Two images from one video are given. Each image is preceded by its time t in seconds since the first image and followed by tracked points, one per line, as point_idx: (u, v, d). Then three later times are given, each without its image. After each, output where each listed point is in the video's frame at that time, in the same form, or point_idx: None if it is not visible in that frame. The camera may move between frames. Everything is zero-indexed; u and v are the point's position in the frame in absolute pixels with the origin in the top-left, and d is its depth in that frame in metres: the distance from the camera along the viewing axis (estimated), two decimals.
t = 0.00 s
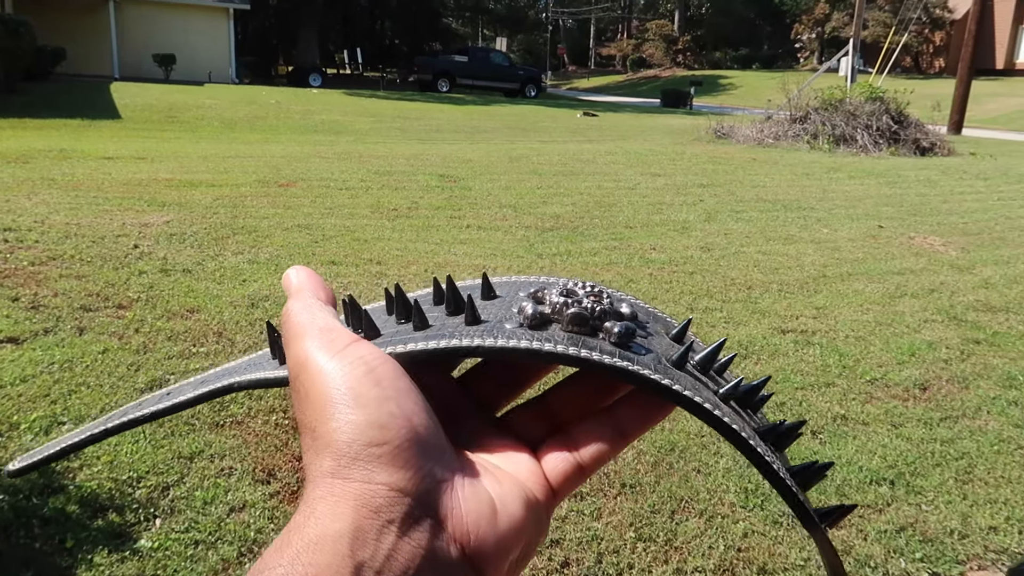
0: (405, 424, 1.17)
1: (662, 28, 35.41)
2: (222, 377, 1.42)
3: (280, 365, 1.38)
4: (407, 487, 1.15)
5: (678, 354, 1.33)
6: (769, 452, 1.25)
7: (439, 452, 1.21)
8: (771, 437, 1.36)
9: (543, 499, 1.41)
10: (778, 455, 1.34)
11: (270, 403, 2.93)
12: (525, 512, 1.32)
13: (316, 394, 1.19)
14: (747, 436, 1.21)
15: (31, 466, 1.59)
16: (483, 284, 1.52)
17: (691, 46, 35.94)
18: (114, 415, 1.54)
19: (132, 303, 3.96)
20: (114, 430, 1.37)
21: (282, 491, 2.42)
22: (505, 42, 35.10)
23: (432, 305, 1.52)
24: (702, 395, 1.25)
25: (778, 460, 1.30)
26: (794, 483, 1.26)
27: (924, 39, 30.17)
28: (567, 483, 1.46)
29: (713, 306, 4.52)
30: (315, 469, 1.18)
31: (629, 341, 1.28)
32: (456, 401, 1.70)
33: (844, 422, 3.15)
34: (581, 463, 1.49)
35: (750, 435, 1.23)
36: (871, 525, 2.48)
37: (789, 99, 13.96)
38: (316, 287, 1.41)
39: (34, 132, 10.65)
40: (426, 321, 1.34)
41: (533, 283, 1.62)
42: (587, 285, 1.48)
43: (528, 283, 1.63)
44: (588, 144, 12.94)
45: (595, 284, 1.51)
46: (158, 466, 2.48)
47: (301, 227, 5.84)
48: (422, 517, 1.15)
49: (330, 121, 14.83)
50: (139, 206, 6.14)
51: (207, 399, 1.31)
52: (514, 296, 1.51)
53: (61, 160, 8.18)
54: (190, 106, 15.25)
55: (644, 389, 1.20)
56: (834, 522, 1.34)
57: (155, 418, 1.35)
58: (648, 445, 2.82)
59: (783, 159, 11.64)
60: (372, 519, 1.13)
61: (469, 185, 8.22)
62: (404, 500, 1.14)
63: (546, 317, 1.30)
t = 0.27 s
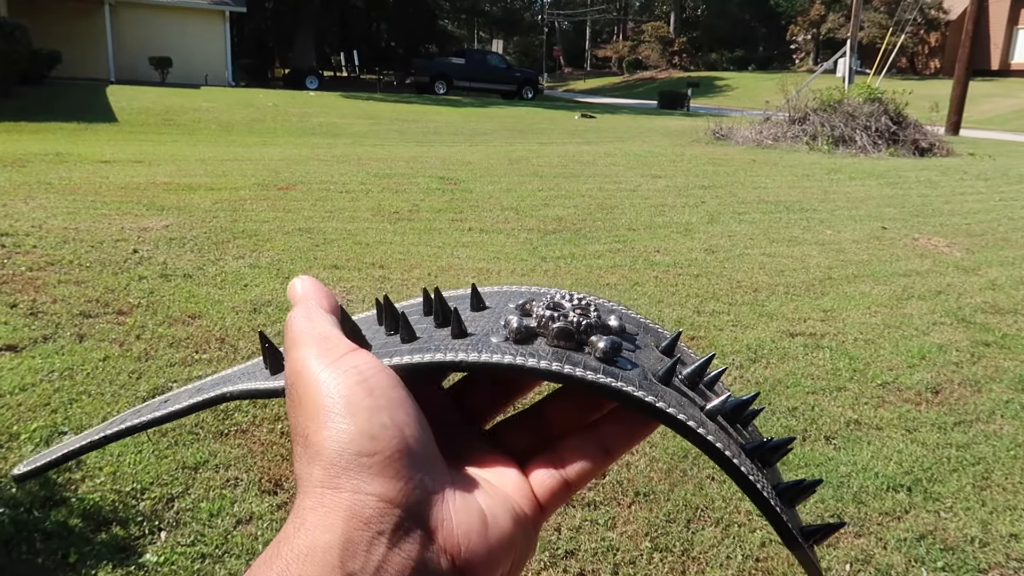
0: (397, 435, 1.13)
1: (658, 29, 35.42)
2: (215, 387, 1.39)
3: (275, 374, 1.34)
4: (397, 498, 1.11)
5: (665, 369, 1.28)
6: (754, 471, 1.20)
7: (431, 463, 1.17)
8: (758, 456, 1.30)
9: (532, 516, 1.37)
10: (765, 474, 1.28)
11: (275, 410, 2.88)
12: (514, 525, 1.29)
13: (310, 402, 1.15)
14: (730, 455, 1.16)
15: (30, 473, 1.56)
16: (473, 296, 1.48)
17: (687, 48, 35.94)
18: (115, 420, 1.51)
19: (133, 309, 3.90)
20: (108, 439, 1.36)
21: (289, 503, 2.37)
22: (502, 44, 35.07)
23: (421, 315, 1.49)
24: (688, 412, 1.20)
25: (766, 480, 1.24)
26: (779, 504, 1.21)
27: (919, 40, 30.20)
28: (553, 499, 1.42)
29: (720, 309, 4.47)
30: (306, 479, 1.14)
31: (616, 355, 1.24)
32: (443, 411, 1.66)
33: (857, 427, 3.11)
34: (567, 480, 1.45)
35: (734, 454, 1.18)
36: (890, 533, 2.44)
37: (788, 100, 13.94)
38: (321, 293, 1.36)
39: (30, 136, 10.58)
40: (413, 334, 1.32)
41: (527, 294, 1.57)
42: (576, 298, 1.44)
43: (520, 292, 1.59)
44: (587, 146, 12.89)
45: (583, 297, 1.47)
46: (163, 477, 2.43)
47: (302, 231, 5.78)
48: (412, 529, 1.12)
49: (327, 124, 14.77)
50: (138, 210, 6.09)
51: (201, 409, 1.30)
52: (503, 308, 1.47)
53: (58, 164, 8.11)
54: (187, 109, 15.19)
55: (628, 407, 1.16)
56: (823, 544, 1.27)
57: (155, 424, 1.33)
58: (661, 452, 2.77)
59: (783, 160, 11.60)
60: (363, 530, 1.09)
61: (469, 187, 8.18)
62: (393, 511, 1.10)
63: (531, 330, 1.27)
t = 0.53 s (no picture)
0: (395, 440, 1.11)
1: (653, 26, 35.36)
2: (186, 397, 1.33)
3: (247, 382, 1.30)
4: (388, 503, 1.09)
5: (638, 367, 1.24)
6: (723, 467, 1.18)
7: (423, 469, 1.15)
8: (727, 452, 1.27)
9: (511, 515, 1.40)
10: (733, 470, 1.26)
11: (279, 413, 2.84)
12: (501, 528, 1.28)
13: (314, 399, 1.12)
14: (701, 453, 1.14)
15: None
16: (444, 296, 1.39)
17: (682, 45, 35.92)
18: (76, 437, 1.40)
19: (131, 311, 3.85)
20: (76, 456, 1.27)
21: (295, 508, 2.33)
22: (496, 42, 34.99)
23: (391, 319, 1.41)
24: (661, 411, 1.17)
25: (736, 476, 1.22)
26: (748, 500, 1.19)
27: (914, 37, 30.21)
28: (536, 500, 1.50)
29: (724, 307, 4.44)
30: (299, 479, 1.12)
31: (589, 355, 1.20)
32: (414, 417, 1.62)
33: (867, 426, 3.08)
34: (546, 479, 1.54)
35: (706, 451, 1.16)
36: (903, 534, 2.41)
37: (784, 96, 13.92)
38: (381, 282, 1.34)
39: (24, 136, 10.49)
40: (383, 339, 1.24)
41: (499, 291, 1.49)
42: (547, 297, 1.38)
43: (493, 290, 1.51)
44: (583, 143, 12.85)
45: (554, 295, 1.40)
46: (165, 482, 2.38)
47: (300, 230, 5.74)
48: (401, 533, 1.10)
49: (323, 122, 14.71)
50: (134, 210, 6.03)
51: (178, 418, 1.23)
52: (476, 308, 1.39)
53: (52, 164, 8.05)
54: (181, 108, 15.11)
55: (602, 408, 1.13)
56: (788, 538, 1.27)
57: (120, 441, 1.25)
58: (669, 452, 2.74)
59: (781, 157, 11.57)
60: (352, 534, 1.07)
61: (467, 185, 8.13)
62: (383, 514, 1.09)
63: (504, 331, 1.21)
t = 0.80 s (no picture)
0: (395, 438, 1.09)
1: (649, 18, 35.23)
2: (180, 396, 1.32)
3: (239, 377, 1.29)
4: (385, 499, 1.07)
5: (631, 357, 1.23)
6: (717, 455, 1.17)
7: (421, 465, 1.13)
8: (722, 441, 1.26)
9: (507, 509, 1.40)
10: (729, 459, 1.25)
11: (279, 406, 2.82)
12: (498, 522, 1.27)
13: (316, 397, 1.10)
14: (695, 439, 1.13)
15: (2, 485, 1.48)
16: (438, 291, 1.38)
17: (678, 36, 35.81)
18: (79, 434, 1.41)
19: (129, 302, 3.82)
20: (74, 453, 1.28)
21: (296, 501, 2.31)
22: (492, 33, 34.82)
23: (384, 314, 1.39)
24: (655, 399, 1.16)
25: (730, 465, 1.21)
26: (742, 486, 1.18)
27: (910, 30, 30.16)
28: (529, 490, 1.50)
29: (724, 301, 4.43)
30: (297, 475, 1.10)
31: (583, 344, 1.19)
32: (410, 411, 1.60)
33: (869, 420, 3.07)
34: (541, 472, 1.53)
35: (699, 439, 1.15)
36: (906, 528, 2.41)
37: (781, 89, 13.89)
38: (395, 272, 1.29)
39: (17, 125, 10.41)
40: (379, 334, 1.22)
41: (491, 285, 1.47)
42: (541, 289, 1.37)
43: (485, 283, 1.49)
44: (580, 135, 12.81)
45: (547, 287, 1.39)
46: (165, 475, 2.36)
47: (298, 221, 5.70)
48: (397, 528, 1.08)
49: (318, 112, 14.62)
50: (130, 200, 5.99)
51: (168, 418, 1.23)
52: (469, 303, 1.37)
53: (46, 153, 7.98)
54: (176, 97, 15.02)
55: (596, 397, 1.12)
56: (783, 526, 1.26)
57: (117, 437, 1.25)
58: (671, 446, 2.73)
59: (778, 150, 11.55)
60: (348, 530, 1.06)
61: (465, 177, 8.09)
62: (380, 510, 1.07)
63: (497, 323, 1.20)
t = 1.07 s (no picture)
0: (383, 442, 1.08)
1: (647, 10, 35.12)
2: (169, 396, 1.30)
3: (227, 378, 1.26)
4: (371, 504, 1.07)
5: (616, 354, 1.20)
6: (702, 451, 1.15)
7: (408, 469, 1.13)
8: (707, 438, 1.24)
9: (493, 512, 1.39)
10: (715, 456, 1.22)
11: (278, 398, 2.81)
12: (484, 525, 1.26)
13: (305, 400, 1.10)
14: (679, 438, 1.11)
15: None
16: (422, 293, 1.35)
17: (676, 29, 35.74)
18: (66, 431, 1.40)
19: (126, 293, 3.80)
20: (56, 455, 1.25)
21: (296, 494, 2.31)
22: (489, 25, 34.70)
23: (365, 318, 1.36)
24: (641, 399, 1.14)
25: (716, 461, 1.19)
26: (728, 482, 1.16)
27: (908, 24, 30.12)
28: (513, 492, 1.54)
29: (722, 294, 4.43)
30: (283, 478, 1.10)
31: (566, 344, 1.16)
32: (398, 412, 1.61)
33: (867, 414, 3.08)
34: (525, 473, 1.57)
35: (684, 436, 1.13)
36: (905, 522, 2.42)
37: (779, 82, 13.87)
38: (382, 273, 1.25)
39: (12, 115, 10.34)
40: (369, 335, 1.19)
41: (474, 284, 1.43)
42: (524, 287, 1.33)
43: (469, 281, 1.45)
44: (578, 128, 12.79)
45: (530, 285, 1.35)
46: (165, 467, 2.36)
47: (296, 213, 5.68)
48: (380, 532, 1.07)
49: (314, 104, 14.56)
50: (127, 191, 5.96)
51: (157, 420, 1.21)
52: (453, 303, 1.33)
53: (42, 143, 7.94)
54: (172, 88, 14.94)
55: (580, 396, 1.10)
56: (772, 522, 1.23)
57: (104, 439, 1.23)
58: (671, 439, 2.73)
59: (775, 143, 11.55)
60: (331, 534, 1.06)
61: (463, 169, 8.07)
62: (364, 514, 1.07)
63: (481, 322, 1.17)
